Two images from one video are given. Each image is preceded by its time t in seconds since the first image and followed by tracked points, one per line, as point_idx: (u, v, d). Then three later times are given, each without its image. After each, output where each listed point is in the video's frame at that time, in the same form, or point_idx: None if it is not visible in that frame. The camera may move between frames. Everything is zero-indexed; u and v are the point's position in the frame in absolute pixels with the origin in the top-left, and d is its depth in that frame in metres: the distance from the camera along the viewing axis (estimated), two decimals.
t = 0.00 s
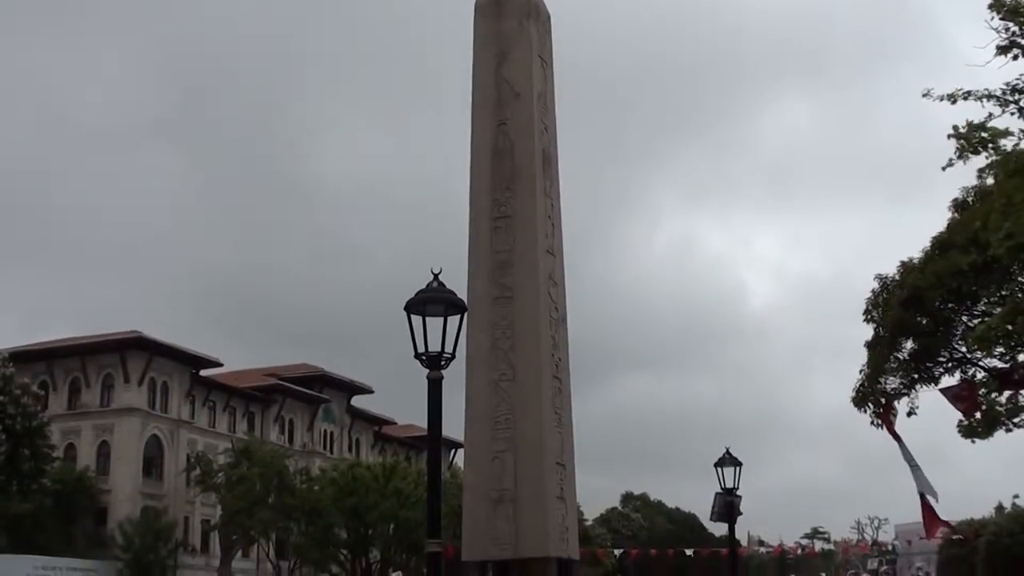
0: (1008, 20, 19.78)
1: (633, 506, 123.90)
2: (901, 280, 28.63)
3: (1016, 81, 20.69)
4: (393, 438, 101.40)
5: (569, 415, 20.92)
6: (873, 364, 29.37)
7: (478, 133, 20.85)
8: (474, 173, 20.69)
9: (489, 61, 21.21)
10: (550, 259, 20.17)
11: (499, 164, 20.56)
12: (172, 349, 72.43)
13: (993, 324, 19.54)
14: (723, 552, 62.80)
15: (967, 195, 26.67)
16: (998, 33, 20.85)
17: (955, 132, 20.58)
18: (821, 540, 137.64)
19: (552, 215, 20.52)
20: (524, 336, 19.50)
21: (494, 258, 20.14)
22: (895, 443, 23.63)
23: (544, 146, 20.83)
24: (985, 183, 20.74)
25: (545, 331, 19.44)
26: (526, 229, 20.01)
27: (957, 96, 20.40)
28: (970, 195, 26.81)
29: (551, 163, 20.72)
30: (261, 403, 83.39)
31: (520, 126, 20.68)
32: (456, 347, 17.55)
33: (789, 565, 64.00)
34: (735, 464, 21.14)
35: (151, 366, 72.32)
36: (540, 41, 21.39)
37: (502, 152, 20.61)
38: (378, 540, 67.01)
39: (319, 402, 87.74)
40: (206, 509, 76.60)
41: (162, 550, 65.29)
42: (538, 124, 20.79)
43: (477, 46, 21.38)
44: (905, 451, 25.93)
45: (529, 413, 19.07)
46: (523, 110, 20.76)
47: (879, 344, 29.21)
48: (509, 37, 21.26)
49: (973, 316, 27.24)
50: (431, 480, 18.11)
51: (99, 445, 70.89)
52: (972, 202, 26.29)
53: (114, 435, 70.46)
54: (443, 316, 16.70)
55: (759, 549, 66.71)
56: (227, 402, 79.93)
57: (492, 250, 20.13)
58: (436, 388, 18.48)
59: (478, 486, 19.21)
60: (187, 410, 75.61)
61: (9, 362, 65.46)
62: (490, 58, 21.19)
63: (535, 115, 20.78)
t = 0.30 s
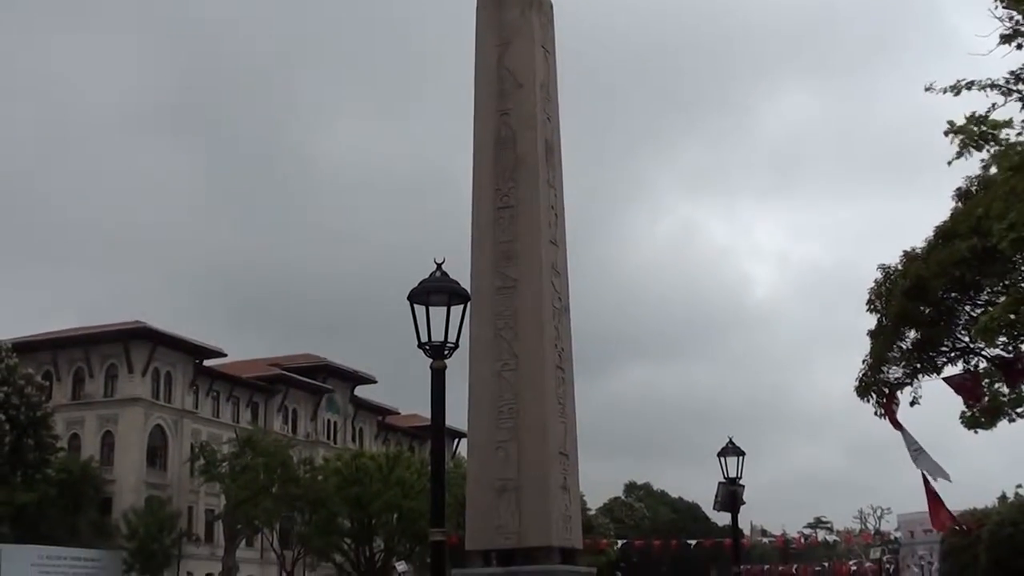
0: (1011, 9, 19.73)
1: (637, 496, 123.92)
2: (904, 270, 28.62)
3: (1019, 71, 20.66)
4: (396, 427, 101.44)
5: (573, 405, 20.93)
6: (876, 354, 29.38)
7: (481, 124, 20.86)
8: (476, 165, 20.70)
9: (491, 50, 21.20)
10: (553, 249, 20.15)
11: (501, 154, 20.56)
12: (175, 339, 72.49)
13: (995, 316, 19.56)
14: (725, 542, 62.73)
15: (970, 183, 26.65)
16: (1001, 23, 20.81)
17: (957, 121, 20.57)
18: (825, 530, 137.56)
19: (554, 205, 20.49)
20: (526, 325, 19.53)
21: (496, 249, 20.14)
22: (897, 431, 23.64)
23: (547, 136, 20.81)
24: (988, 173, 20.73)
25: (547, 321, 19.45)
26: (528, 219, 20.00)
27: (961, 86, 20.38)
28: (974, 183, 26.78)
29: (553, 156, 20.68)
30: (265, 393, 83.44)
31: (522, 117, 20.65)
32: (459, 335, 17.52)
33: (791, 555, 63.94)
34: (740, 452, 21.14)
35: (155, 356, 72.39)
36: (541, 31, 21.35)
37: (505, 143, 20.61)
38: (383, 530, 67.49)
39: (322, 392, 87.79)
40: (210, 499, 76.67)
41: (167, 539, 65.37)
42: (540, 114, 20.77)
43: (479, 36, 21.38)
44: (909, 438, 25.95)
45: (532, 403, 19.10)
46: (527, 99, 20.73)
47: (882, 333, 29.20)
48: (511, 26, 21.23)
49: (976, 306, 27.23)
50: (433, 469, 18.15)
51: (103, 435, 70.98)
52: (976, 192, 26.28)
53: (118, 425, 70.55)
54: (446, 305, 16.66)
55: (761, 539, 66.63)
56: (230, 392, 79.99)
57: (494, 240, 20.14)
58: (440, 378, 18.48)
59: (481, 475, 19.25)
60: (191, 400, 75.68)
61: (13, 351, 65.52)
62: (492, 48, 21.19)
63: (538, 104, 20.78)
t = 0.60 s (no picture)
0: None
1: (640, 481, 123.98)
2: (908, 255, 28.63)
3: None
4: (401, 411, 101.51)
5: (577, 390, 20.96)
6: (880, 338, 29.40)
7: (486, 109, 20.83)
8: (481, 150, 20.69)
9: (495, 35, 21.16)
10: (557, 234, 20.12)
11: (505, 139, 20.54)
12: (179, 324, 72.55)
13: (999, 301, 19.57)
14: (729, 528, 62.70)
15: (976, 167, 26.62)
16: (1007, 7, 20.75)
17: (963, 106, 20.54)
18: (827, 515, 137.59)
19: (559, 190, 20.45)
20: (530, 310, 19.53)
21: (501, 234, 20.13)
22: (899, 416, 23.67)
23: (552, 120, 20.77)
24: (993, 158, 20.72)
25: (551, 306, 19.44)
26: (532, 204, 19.98)
27: (966, 70, 20.34)
28: (979, 169, 26.77)
29: (557, 141, 20.65)
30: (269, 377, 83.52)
31: (526, 102, 20.61)
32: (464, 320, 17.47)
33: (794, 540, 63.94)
34: (745, 437, 21.14)
35: (159, 341, 72.46)
36: (546, 15, 21.28)
37: (509, 127, 20.59)
38: (386, 514, 67.46)
39: (326, 376, 87.85)
40: (215, 483, 76.82)
41: (172, 523, 65.48)
42: (545, 99, 20.71)
43: (483, 20, 21.34)
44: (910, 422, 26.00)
45: (536, 387, 19.11)
46: (531, 84, 20.69)
47: (887, 318, 29.22)
48: (515, 10, 21.18)
49: (981, 292, 27.23)
50: (437, 453, 18.18)
51: (108, 419, 71.09)
52: (981, 177, 26.26)
53: (123, 409, 70.66)
54: (451, 289, 16.62)
55: (765, 524, 66.60)
56: (234, 376, 80.07)
57: (499, 224, 20.13)
58: (444, 362, 18.50)
59: (485, 460, 19.28)
60: (195, 384, 75.79)
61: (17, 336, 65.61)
62: (496, 33, 21.14)
63: (542, 88, 20.73)
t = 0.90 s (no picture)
0: None
1: (647, 463, 124.08)
2: (915, 237, 28.63)
3: None
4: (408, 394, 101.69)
5: (584, 372, 20.99)
6: (887, 320, 29.43)
7: (492, 92, 20.81)
8: (487, 133, 20.68)
9: (501, 17, 21.09)
10: (563, 218, 20.13)
11: (512, 122, 20.52)
12: (187, 308, 72.63)
13: (1006, 283, 19.58)
14: (736, 509, 62.67)
15: (982, 149, 26.60)
16: None
17: (970, 89, 20.52)
18: (834, 497, 137.66)
19: (565, 174, 20.44)
20: (537, 292, 19.55)
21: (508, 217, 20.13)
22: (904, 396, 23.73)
23: (558, 104, 20.74)
24: (1000, 139, 20.69)
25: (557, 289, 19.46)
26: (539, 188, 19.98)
27: (973, 51, 20.34)
28: (986, 150, 26.74)
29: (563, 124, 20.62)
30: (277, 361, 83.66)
31: (532, 85, 20.59)
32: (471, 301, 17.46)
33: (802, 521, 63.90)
34: (751, 419, 21.19)
35: (167, 325, 72.59)
36: None
37: (515, 111, 20.56)
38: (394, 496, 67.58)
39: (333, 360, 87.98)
40: (223, 466, 77.03)
41: (180, 506, 65.66)
42: (551, 82, 20.68)
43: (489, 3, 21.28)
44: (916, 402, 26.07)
45: (543, 370, 19.13)
46: (538, 68, 20.66)
47: (894, 299, 29.24)
48: None
49: (987, 274, 27.23)
50: (444, 435, 18.21)
51: (116, 403, 71.29)
52: (988, 159, 26.24)
53: (131, 393, 70.85)
54: (457, 271, 16.63)
55: (773, 505, 66.55)
56: (242, 360, 80.21)
57: (505, 208, 20.13)
58: (451, 345, 18.52)
59: (492, 442, 19.30)
60: (203, 368, 75.93)
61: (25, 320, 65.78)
62: (503, 16, 21.07)
63: (549, 72, 20.69)
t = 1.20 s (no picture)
0: None
1: (656, 439, 124.10)
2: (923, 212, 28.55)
3: None
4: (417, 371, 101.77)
5: (591, 347, 21.00)
6: (895, 296, 29.38)
7: (498, 68, 20.62)
8: (494, 109, 20.52)
9: None
10: (571, 194, 20.06)
11: (518, 98, 20.35)
12: (195, 287, 72.69)
13: (1014, 256, 19.52)
14: (745, 486, 62.69)
15: (990, 123, 26.50)
16: None
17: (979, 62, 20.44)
18: (843, 472, 137.65)
19: (572, 151, 20.35)
20: (545, 270, 19.52)
21: (515, 194, 20.05)
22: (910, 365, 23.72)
23: (565, 80, 20.59)
24: (1009, 112, 20.61)
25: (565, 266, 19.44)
26: (546, 165, 19.89)
27: (982, 24, 20.24)
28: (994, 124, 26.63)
29: (569, 100, 20.48)
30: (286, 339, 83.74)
31: (538, 61, 20.41)
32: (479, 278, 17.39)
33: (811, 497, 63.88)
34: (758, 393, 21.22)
35: (175, 303, 72.65)
36: None
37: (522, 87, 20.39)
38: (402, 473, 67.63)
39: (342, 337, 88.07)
40: (233, 444, 77.23)
41: (191, 484, 65.86)
42: (558, 58, 20.51)
43: None
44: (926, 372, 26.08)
45: (553, 347, 19.12)
46: (544, 44, 20.47)
47: (902, 274, 29.18)
48: None
49: (996, 249, 27.16)
50: (454, 412, 18.21)
51: (125, 381, 71.46)
52: (996, 134, 26.13)
53: (140, 371, 70.99)
54: (465, 247, 16.58)
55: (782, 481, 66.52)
56: (250, 339, 80.31)
57: (513, 185, 20.04)
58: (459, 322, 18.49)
59: (501, 418, 19.31)
60: (212, 346, 76.02)
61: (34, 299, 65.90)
62: None
63: (555, 47, 20.52)
